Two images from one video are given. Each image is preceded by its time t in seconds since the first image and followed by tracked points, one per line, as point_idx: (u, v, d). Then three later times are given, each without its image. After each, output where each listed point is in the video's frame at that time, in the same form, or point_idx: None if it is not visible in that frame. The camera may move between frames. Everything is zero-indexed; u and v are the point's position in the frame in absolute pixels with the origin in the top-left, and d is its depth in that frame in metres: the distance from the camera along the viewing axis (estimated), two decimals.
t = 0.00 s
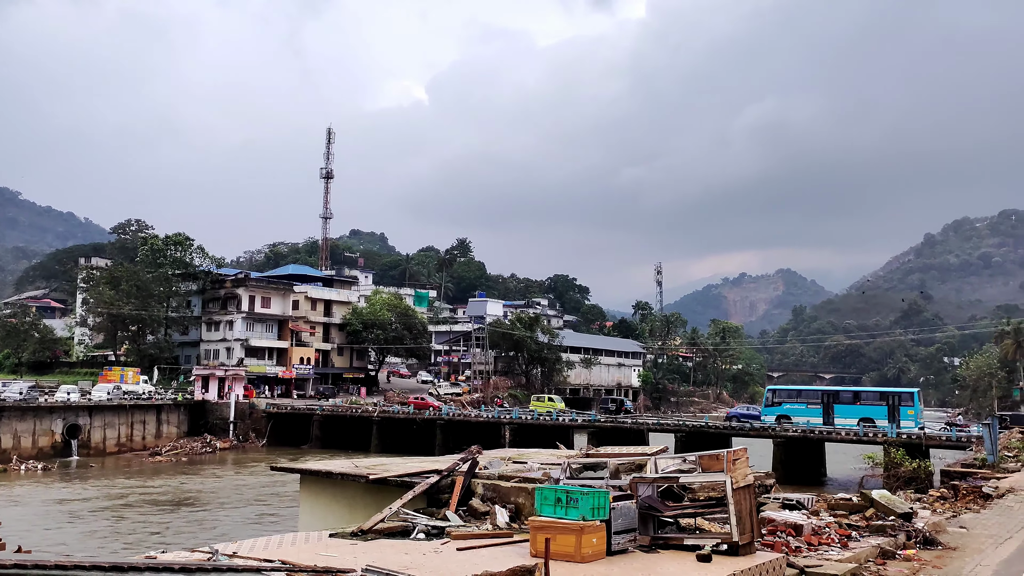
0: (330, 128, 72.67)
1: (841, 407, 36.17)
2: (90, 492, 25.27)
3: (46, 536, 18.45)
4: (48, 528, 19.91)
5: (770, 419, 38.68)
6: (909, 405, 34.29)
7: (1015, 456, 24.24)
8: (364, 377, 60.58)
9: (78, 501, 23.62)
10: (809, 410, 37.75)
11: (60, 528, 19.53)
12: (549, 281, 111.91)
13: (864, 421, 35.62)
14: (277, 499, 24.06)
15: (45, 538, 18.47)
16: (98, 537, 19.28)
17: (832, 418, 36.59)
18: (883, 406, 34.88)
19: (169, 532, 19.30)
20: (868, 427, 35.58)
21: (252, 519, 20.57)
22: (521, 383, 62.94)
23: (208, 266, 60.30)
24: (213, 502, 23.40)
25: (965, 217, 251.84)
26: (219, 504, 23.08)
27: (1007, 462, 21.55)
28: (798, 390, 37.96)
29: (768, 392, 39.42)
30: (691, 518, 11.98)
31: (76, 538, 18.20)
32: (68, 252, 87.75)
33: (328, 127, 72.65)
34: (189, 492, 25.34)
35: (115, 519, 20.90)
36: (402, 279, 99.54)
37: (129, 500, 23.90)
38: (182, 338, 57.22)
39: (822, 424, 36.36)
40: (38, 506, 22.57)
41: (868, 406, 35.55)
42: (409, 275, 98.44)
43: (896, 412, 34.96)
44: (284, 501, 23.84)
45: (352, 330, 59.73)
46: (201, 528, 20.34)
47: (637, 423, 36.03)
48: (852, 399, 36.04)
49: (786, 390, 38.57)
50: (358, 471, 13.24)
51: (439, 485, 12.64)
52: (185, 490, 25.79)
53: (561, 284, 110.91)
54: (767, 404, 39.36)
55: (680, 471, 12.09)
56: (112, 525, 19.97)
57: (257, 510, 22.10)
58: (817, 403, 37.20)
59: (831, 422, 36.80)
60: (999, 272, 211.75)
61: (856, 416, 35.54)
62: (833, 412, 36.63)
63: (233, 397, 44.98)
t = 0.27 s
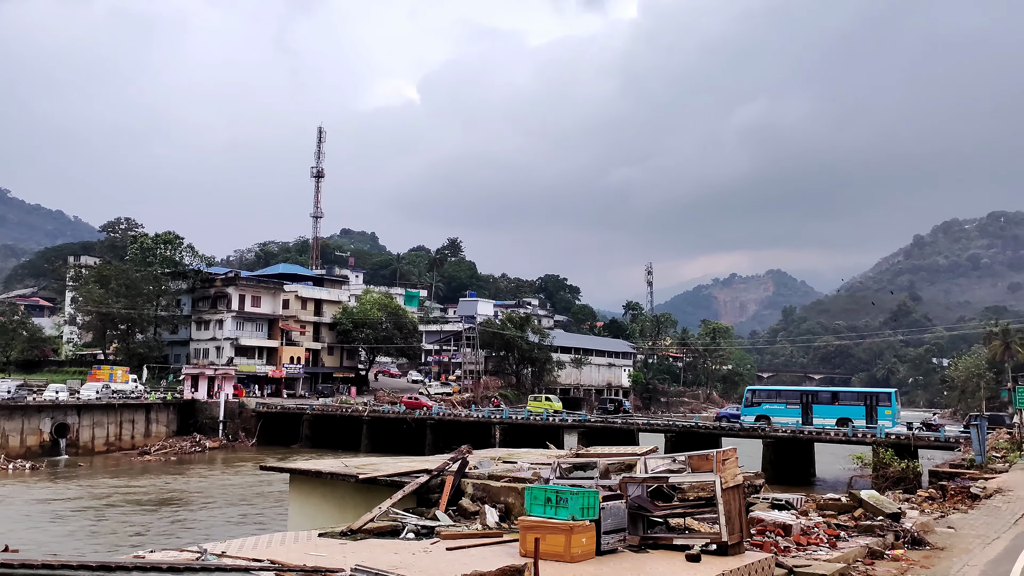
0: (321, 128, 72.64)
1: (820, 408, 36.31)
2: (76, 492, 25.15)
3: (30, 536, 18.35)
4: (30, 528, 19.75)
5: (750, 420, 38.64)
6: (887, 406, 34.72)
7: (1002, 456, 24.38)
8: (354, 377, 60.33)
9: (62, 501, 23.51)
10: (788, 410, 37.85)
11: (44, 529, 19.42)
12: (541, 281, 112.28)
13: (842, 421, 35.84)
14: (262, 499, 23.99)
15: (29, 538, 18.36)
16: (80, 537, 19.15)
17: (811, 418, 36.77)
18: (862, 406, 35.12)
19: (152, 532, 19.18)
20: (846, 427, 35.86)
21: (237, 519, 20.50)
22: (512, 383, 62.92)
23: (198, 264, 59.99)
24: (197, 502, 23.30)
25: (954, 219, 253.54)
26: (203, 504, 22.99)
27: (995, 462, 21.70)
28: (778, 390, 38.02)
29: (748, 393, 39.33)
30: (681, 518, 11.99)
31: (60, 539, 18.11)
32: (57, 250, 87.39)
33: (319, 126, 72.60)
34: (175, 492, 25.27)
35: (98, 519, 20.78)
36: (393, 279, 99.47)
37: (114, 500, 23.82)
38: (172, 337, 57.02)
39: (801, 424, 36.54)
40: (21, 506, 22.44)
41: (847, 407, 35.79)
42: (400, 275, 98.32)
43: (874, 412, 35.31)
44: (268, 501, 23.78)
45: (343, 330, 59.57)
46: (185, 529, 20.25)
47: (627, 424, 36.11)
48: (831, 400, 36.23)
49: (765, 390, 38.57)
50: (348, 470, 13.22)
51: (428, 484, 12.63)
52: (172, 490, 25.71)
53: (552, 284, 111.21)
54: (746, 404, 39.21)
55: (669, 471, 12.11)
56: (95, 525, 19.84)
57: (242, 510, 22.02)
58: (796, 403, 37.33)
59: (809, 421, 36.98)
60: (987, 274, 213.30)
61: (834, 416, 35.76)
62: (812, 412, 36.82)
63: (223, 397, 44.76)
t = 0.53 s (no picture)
0: (312, 126, 72.39)
1: (799, 407, 36.77)
2: (61, 492, 25.03)
3: (14, 537, 18.22)
4: (14, 529, 19.60)
5: (730, 419, 39.09)
6: (864, 405, 35.09)
7: (991, 456, 24.51)
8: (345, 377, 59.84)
9: (46, 501, 23.37)
10: (768, 410, 38.30)
11: (28, 529, 19.28)
12: (531, 281, 112.30)
13: (820, 421, 36.26)
14: (247, 499, 23.91)
15: (13, 538, 18.23)
16: (63, 538, 19.01)
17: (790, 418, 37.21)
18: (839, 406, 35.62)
19: (136, 533, 19.07)
20: (825, 426, 36.24)
21: (222, 519, 20.40)
22: (503, 382, 62.80)
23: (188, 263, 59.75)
24: (182, 502, 23.18)
25: (943, 220, 255.16)
26: (187, 504, 22.88)
27: (983, 462, 21.82)
28: (758, 390, 38.51)
29: (728, 393, 39.77)
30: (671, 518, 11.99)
31: (45, 539, 18.00)
32: (46, 248, 86.88)
33: (310, 125, 72.33)
34: (161, 492, 25.18)
35: (81, 520, 20.61)
36: (384, 279, 99.30)
37: (98, 500, 23.69)
38: (162, 336, 57.37)
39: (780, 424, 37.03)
40: (4, 506, 22.29)
41: (825, 406, 36.23)
42: (391, 274, 98.01)
43: (853, 411, 35.72)
44: (254, 501, 23.69)
45: (334, 330, 59.41)
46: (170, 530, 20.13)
47: (618, 423, 36.20)
48: (809, 399, 36.65)
49: (746, 390, 39.02)
50: (338, 470, 13.20)
51: (419, 484, 12.61)
52: (159, 490, 25.61)
53: (543, 284, 111.29)
54: (727, 403, 39.72)
55: (660, 471, 12.12)
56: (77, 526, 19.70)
57: (227, 510, 21.93)
58: (776, 403, 37.76)
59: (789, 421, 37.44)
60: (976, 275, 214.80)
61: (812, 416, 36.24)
62: (791, 412, 37.22)
63: (213, 396, 44.76)
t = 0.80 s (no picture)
0: (304, 124, 72.19)
1: (779, 406, 37.01)
2: (47, 492, 24.91)
3: None
4: None
5: (710, 419, 39.25)
6: (842, 404, 35.42)
7: (979, 456, 24.62)
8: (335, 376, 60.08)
9: (30, 501, 23.22)
10: (748, 409, 38.52)
11: (12, 528, 19.16)
12: (522, 279, 112.25)
13: (800, 420, 36.54)
14: (232, 499, 23.81)
15: None
16: (46, 539, 18.86)
17: (770, 417, 37.44)
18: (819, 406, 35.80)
19: (120, 533, 18.97)
20: (804, 425, 36.50)
21: (208, 519, 20.30)
22: (493, 381, 62.66)
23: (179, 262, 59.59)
24: (167, 502, 23.05)
25: (932, 221, 256.99)
26: (172, 504, 22.75)
27: (971, 462, 21.90)
28: (738, 390, 38.76)
29: (709, 391, 39.91)
30: (661, 517, 11.99)
31: (30, 539, 17.91)
32: (34, 247, 86.40)
33: (301, 122, 72.10)
34: (146, 491, 25.09)
35: (65, 521, 20.47)
36: (375, 278, 99.06)
37: (83, 499, 23.58)
38: (151, 334, 56.97)
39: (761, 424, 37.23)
40: None
41: (805, 405, 36.50)
42: (381, 273, 97.65)
43: (832, 411, 36.02)
44: (239, 500, 23.59)
45: (324, 328, 59.42)
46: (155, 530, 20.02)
47: (608, 423, 36.25)
48: (789, 398, 36.86)
49: (726, 390, 39.25)
50: (328, 468, 13.18)
51: (409, 482, 12.61)
52: (145, 489, 25.51)
53: (534, 283, 111.14)
54: (708, 403, 39.91)
55: (650, 471, 12.12)
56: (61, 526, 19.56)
57: (213, 510, 21.83)
58: (756, 402, 37.97)
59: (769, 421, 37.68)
60: (965, 275, 216.28)
61: (791, 415, 36.51)
62: (771, 412, 37.44)
63: (202, 395, 44.50)
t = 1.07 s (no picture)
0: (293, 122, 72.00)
1: (756, 404, 37.68)
2: (31, 491, 24.78)
3: None
4: None
5: (690, 416, 39.98)
6: (820, 403, 36.14)
7: (963, 455, 24.78)
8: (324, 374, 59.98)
9: (12, 500, 23.06)
10: (726, 407, 39.23)
11: None
12: (512, 278, 112.21)
13: (778, 418, 37.26)
14: (214, 499, 23.66)
15: None
16: (25, 540, 18.64)
17: (749, 415, 38.05)
18: (796, 404, 36.64)
19: (101, 534, 18.79)
20: (781, 423, 37.18)
21: (190, 519, 20.15)
22: (482, 380, 62.66)
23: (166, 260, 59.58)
24: (148, 502, 22.86)
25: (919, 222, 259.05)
26: (153, 504, 22.56)
27: (957, 461, 22.05)
28: (717, 388, 39.34)
29: (688, 390, 40.55)
30: (649, 515, 12.03)
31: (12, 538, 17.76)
32: (20, 245, 85.83)
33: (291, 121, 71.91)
34: (130, 491, 24.97)
35: (45, 521, 20.25)
36: (363, 276, 98.80)
37: (66, 499, 23.43)
38: (138, 332, 56.35)
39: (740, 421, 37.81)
40: None
41: (782, 404, 37.20)
42: (370, 272, 97.30)
43: (809, 409, 36.72)
44: (222, 500, 23.44)
45: (313, 327, 59.84)
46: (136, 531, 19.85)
47: (597, 422, 36.32)
48: (767, 397, 37.63)
49: (705, 389, 39.96)
50: (316, 467, 13.14)
51: (398, 481, 12.59)
52: (131, 489, 25.41)
53: (524, 282, 111.05)
54: (688, 401, 40.66)
55: (638, 469, 12.15)
56: (40, 527, 19.33)
57: (195, 510, 21.67)
58: (734, 400, 38.67)
59: (747, 419, 38.35)
60: (952, 276, 218.20)
61: (770, 413, 37.08)
62: (749, 410, 37.99)
63: (190, 393, 44.54)
